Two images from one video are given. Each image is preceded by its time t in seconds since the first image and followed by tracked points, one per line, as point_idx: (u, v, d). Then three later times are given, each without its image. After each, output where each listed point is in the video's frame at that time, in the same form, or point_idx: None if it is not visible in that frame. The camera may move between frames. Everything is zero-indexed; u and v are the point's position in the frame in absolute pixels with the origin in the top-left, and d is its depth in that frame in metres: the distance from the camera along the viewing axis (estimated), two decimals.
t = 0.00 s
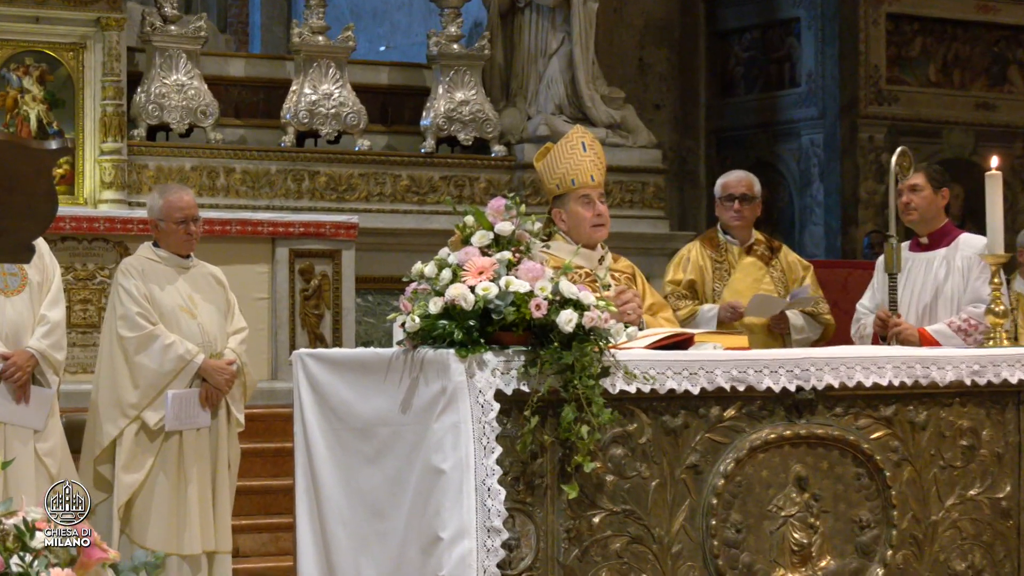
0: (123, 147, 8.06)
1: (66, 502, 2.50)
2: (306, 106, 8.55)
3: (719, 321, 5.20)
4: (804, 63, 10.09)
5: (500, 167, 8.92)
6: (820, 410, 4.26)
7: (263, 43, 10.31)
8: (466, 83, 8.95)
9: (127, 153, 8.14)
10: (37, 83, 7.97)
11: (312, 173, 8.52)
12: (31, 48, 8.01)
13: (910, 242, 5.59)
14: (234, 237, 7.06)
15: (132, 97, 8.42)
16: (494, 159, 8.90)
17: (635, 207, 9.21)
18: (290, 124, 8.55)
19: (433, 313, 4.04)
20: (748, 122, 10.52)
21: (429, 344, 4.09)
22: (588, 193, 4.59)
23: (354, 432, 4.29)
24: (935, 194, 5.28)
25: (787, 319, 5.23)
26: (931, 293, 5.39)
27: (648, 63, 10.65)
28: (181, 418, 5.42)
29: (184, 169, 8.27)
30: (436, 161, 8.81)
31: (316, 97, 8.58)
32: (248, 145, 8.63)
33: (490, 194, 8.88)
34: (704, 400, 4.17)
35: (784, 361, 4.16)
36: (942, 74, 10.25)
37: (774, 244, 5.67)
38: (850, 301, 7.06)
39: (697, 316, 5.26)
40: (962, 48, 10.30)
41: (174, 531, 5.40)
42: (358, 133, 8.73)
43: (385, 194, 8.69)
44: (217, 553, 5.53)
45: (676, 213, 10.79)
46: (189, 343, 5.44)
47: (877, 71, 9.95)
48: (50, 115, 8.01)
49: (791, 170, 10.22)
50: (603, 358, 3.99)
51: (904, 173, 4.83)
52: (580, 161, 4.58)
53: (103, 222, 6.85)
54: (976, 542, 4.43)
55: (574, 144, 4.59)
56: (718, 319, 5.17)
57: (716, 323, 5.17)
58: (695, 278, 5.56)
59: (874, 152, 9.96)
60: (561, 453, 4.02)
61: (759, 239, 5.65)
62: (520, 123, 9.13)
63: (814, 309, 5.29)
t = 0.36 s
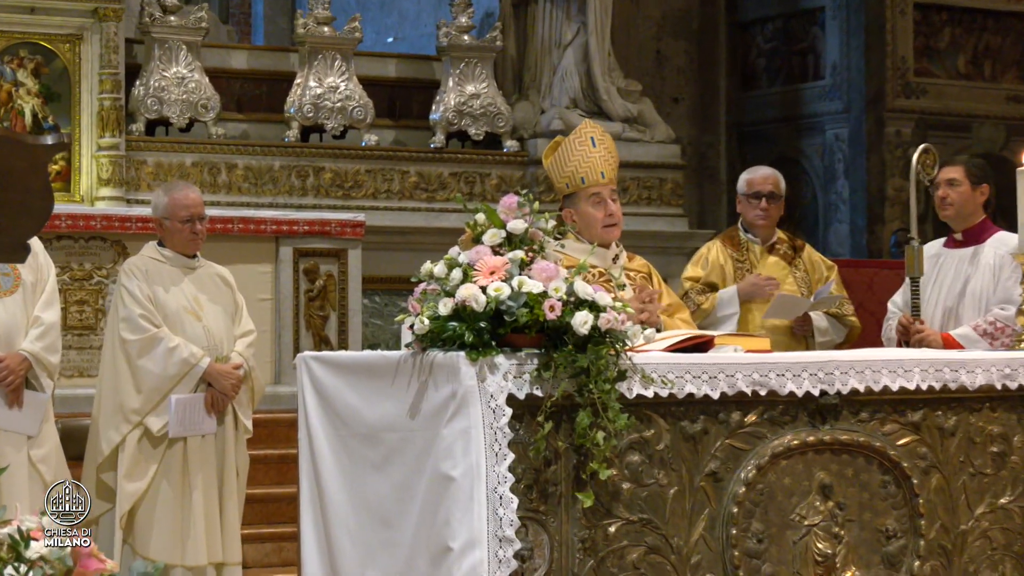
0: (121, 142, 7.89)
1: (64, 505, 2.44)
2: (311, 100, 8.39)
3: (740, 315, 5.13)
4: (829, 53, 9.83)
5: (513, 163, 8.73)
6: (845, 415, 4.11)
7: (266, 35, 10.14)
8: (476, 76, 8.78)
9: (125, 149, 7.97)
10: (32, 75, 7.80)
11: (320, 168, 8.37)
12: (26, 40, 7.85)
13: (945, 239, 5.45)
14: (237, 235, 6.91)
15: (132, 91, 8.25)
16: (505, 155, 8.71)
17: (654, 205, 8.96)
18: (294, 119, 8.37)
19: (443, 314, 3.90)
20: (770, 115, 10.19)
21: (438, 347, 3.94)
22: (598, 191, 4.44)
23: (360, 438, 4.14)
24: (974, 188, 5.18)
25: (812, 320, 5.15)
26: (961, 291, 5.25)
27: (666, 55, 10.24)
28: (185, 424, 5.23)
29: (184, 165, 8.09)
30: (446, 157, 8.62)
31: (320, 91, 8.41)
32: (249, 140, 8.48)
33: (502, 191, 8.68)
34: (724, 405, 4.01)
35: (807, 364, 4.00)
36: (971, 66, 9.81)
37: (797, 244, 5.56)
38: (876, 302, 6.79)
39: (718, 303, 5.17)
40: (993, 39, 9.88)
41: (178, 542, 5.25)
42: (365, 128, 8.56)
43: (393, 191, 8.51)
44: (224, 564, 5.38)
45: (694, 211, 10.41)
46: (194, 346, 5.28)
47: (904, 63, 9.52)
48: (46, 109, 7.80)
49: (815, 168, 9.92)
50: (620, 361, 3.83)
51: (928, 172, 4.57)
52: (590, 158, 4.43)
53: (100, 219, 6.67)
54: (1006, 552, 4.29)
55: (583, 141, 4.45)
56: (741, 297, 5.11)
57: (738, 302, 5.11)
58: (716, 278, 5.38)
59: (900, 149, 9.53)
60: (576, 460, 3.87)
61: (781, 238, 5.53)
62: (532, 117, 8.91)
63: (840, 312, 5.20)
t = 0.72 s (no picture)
0: (109, 138, 7.73)
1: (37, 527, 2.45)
2: (306, 94, 8.19)
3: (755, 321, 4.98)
4: (845, 47, 9.48)
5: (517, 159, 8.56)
6: (861, 421, 3.95)
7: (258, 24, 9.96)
8: (478, 70, 8.57)
9: (113, 145, 7.80)
10: (16, 69, 7.57)
11: (316, 165, 8.20)
12: (11, 32, 7.64)
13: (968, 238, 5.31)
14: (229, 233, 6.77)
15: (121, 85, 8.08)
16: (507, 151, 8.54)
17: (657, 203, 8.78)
18: (289, 113, 8.19)
19: (443, 316, 3.75)
20: (785, 110, 9.86)
21: (438, 351, 3.79)
22: (602, 186, 4.29)
23: (357, 445, 3.99)
24: (1000, 187, 5.02)
25: (828, 322, 5.03)
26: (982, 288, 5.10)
27: (674, 46, 9.79)
28: (178, 431, 5.08)
29: (174, 161, 7.96)
30: (447, 153, 8.46)
31: (316, 84, 8.22)
32: (242, 136, 8.33)
33: (505, 188, 8.53)
34: (736, 410, 3.86)
35: (822, 368, 3.86)
36: (992, 58, 9.67)
37: (811, 243, 5.42)
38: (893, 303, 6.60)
39: (730, 306, 5.03)
40: (1014, 31, 9.75)
41: (169, 553, 5.14)
42: (362, 123, 8.37)
43: (391, 187, 8.37)
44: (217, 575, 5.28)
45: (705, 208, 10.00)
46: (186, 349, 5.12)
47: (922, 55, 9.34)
48: (31, 104, 7.60)
49: (831, 164, 9.61)
50: (627, 366, 3.69)
51: (945, 169, 4.43)
52: (594, 151, 4.31)
53: (87, 218, 6.52)
54: None
55: (587, 133, 4.34)
56: (755, 303, 4.97)
57: (751, 308, 4.96)
58: (728, 279, 5.25)
59: (919, 143, 9.34)
60: (581, 468, 3.72)
61: (795, 237, 5.39)
62: (534, 111, 8.69)
63: (857, 313, 5.07)
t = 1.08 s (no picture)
0: (92, 137, 7.39)
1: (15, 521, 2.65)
2: (297, 91, 7.81)
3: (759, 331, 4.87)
4: (856, 41, 8.96)
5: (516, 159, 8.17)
6: (873, 431, 3.81)
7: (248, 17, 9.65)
8: (476, 65, 8.19)
9: (98, 144, 7.47)
10: None
11: (306, 163, 7.80)
12: None
13: (985, 240, 5.16)
14: (218, 236, 6.50)
15: (104, 82, 7.73)
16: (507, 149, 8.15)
17: (663, 204, 8.39)
18: (280, 112, 7.82)
19: (440, 322, 3.61)
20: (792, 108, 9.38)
21: (435, 357, 3.65)
22: (610, 184, 4.17)
23: (349, 456, 3.84)
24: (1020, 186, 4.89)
25: (840, 327, 4.89)
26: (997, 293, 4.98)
27: (679, 43, 9.50)
28: (161, 440, 4.95)
29: (161, 161, 7.58)
30: (443, 152, 8.05)
31: (308, 81, 7.83)
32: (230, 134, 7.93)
33: (503, 190, 8.12)
34: (744, 419, 3.72)
35: (833, 376, 3.72)
36: (1010, 54, 9.06)
37: (821, 246, 5.28)
38: (907, 308, 6.45)
39: (735, 315, 4.91)
40: None
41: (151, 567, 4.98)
42: (355, 121, 7.97)
43: (386, 188, 7.96)
44: None
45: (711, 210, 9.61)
46: (169, 356, 4.98)
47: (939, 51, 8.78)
48: (11, 101, 7.31)
49: (842, 165, 9.10)
50: (630, 373, 3.55)
51: (962, 168, 4.35)
52: (602, 150, 4.20)
53: (70, 220, 6.33)
54: None
55: (598, 131, 4.22)
56: (761, 313, 4.84)
57: (757, 318, 4.84)
58: (736, 282, 5.11)
59: (932, 142, 8.81)
60: (583, 479, 3.58)
61: (805, 240, 5.25)
62: (535, 109, 8.34)
63: (869, 318, 4.95)
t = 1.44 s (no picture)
0: (74, 138, 7.17)
1: None
2: (288, 91, 7.61)
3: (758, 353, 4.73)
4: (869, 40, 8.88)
5: (514, 161, 7.95)
6: (886, 444, 3.66)
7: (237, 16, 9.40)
8: (474, 64, 8.01)
9: (80, 146, 7.25)
10: None
11: (296, 167, 7.60)
12: None
13: (999, 248, 5.05)
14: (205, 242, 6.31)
15: (87, 81, 7.52)
16: (506, 152, 7.93)
17: (671, 208, 8.17)
18: (269, 112, 7.60)
19: (436, 331, 3.47)
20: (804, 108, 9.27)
21: (430, 368, 3.52)
22: (622, 191, 4.06)
23: (340, 470, 3.70)
24: None
25: (851, 337, 4.76)
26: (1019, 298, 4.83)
27: (685, 41, 9.24)
28: (138, 455, 4.82)
29: (146, 164, 7.34)
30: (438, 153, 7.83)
31: (299, 80, 7.64)
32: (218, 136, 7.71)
33: (501, 193, 7.91)
34: (751, 432, 3.58)
35: (844, 387, 3.57)
36: None
37: (830, 253, 5.17)
38: (921, 317, 6.30)
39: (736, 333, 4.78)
40: None
41: None
42: (348, 122, 7.77)
43: (379, 192, 7.76)
44: None
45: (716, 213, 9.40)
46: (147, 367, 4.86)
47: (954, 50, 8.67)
48: None
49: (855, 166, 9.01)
50: (634, 384, 3.42)
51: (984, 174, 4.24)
52: (615, 153, 4.06)
53: (51, 224, 6.18)
54: None
55: (613, 135, 4.08)
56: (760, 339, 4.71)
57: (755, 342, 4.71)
58: (742, 288, 5.00)
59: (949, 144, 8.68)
60: (585, 495, 3.44)
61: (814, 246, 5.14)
62: (535, 110, 8.15)
63: (881, 328, 4.83)
